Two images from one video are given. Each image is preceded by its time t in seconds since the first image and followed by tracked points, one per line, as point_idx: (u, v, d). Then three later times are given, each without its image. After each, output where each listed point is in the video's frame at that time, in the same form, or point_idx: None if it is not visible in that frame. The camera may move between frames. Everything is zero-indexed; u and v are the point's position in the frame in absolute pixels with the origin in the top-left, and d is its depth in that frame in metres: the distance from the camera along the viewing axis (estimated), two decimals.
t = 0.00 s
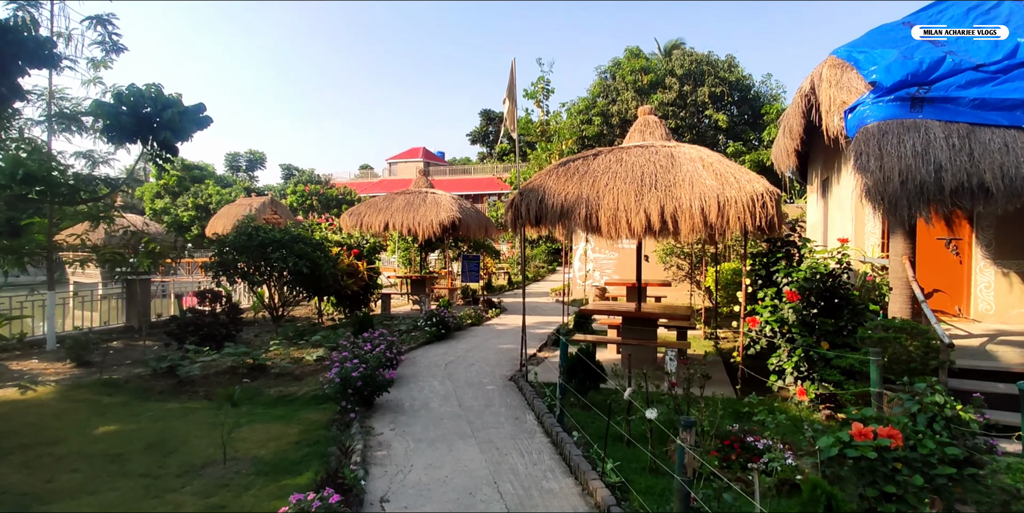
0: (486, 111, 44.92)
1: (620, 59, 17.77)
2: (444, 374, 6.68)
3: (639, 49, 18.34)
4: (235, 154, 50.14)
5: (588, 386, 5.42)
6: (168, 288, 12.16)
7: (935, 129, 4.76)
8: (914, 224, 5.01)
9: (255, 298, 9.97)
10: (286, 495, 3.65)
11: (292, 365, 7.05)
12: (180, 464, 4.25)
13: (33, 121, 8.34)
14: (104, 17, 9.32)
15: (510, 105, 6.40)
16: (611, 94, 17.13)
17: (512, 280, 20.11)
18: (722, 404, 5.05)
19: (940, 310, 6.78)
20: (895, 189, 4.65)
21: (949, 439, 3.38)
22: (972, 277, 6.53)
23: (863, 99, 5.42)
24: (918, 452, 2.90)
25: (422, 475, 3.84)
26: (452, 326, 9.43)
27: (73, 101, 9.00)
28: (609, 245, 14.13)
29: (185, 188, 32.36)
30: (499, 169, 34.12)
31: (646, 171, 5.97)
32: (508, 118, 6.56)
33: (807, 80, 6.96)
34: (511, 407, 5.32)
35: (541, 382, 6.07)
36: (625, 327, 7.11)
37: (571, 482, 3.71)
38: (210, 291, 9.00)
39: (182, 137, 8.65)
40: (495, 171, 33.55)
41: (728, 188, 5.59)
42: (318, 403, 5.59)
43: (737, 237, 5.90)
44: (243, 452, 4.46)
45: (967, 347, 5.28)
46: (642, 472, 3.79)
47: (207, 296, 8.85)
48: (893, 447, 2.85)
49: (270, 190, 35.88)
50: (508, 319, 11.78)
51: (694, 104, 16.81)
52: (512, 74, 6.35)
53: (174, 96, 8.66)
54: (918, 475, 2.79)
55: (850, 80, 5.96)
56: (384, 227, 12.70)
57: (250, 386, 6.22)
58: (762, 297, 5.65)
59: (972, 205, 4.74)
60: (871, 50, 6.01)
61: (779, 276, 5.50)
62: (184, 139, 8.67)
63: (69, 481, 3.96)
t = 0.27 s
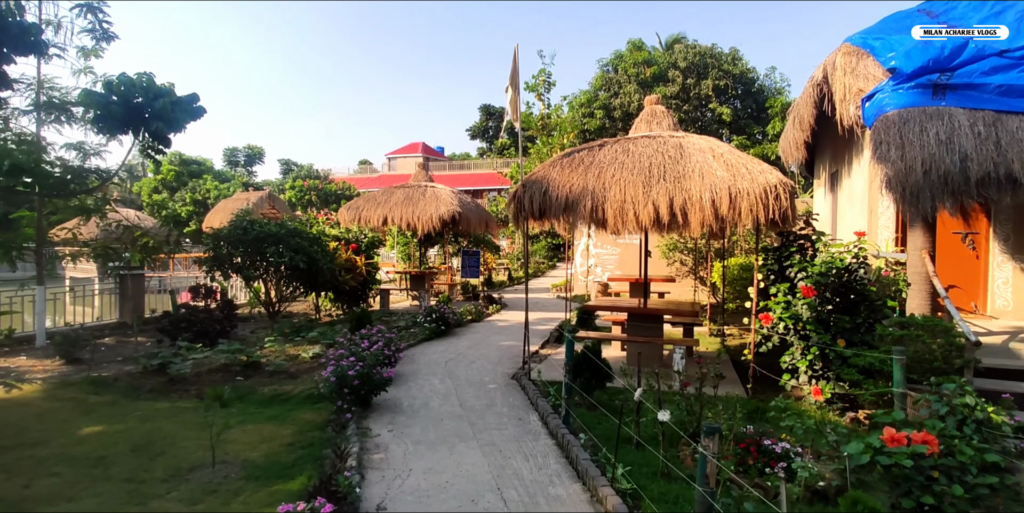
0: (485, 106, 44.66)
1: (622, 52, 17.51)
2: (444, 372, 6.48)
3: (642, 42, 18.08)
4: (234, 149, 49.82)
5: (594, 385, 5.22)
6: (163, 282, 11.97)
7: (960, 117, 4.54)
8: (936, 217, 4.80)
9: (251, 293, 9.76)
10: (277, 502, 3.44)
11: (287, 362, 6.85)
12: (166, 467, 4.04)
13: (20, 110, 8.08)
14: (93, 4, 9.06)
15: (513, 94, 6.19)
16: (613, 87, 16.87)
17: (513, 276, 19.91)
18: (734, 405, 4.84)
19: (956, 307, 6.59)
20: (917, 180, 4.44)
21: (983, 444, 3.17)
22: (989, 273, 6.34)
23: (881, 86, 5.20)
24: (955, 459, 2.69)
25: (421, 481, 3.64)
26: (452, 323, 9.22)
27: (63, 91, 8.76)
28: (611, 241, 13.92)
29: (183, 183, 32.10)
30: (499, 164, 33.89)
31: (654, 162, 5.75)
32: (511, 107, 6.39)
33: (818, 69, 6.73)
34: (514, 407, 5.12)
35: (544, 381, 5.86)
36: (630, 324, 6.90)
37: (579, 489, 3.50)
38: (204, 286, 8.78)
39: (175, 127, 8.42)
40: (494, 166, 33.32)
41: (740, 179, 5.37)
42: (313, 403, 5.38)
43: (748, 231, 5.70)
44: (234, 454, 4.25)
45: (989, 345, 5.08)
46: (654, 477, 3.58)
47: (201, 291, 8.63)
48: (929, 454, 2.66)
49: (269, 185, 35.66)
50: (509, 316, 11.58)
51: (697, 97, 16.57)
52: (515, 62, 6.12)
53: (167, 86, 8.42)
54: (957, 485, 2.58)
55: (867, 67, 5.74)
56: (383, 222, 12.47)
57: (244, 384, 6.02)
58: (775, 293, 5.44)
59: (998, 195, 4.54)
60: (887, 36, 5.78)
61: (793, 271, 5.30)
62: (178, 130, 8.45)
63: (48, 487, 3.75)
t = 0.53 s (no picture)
0: (485, 102, 44.48)
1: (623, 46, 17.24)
2: (441, 375, 6.24)
3: (643, 36, 17.80)
4: (231, 145, 49.50)
5: (597, 390, 4.99)
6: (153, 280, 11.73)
7: (986, 109, 4.30)
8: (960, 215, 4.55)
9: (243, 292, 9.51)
10: None
11: (278, 365, 6.60)
12: (144, 480, 3.79)
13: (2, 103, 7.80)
14: None
15: (513, 86, 5.94)
16: (614, 82, 16.61)
17: (512, 273, 19.68)
18: (746, 411, 4.62)
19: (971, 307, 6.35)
20: (942, 176, 4.19)
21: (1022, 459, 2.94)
22: (1006, 273, 6.07)
23: (899, 77, 4.96)
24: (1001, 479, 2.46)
25: (414, 496, 3.39)
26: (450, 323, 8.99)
27: (48, 83, 8.46)
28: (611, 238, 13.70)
29: (179, 179, 31.85)
30: (498, 160, 33.61)
31: (661, 157, 5.50)
32: (511, 99, 6.15)
33: (830, 60, 6.50)
34: (514, 414, 4.89)
35: (545, 385, 5.63)
36: (635, 324, 6.64)
37: (585, 506, 3.26)
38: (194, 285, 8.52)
39: (165, 121, 8.17)
40: (493, 162, 33.10)
41: (751, 174, 5.12)
42: (303, 409, 5.14)
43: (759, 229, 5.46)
44: (216, 465, 4.00)
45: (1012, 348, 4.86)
46: (665, 493, 3.34)
47: (191, 290, 8.36)
48: (971, 474, 2.43)
49: (266, 182, 35.35)
50: (509, 315, 11.34)
51: (699, 92, 16.31)
52: (515, 52, 5.88)
53: (155, 78, 8.14)
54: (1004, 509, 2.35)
55: (884, 58, 5.50)
56: (379, 219, 12.21)
57: (232, 389, 5.77)
58: (787, 294, 5.21)
59: None
60: (904, 25, 5.53)
61: (808, 271, 5.07)
62: (168, 124, 8.20)
63: (15, 502, 3.50)
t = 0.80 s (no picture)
0: (484, 97, 44.23)
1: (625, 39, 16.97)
2: (439, 376, 6.02)
3: (645, 29, 17.53)
4: (229, 141, 49.21)
5: (603, 393, 4.78)
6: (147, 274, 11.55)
7: (1014, 98, 4.08)
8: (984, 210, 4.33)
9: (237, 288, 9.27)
10: None
11: (271, 365, 6.37)
12: (123, 491, 3.56)
13: None
14: None
15: (514, 75, 5.71)
16: (615, 76, 16.35)
17: (511, 270, 19.48)
18: (758, 416, 4.41)
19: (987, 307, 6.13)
20: (969, 167, 3.96)
21: None
22: None
23: (921, 66, 4.73)
24: None
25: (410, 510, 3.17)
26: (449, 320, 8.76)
27: (32, 73, 8.14)
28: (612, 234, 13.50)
29: (176, 175, 31.60)
30: (498, 156, 33.36)
31: (669, 149, 5.27)
32: (512, 90, 5.91)
33: (845, 49, 6.23)
34: (516, 419, 4.67)
35: (548, 387, 5.42)
36: (640, 323, 6.42)
37: None
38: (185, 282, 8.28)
39: (155, 113, 7.94)
40: (493, 158, 32.86)
41: (763, 167, 4.89)
42: (295, 413, 4.91)
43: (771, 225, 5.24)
44: (201, 475, 3.77)
45: None
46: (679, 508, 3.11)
47: (182, 287, 8.11)
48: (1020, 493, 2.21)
49: (264, 177, 35.06)
50: (509, 312, 11.11)
51: (702, 86, 16.06)
52: (516, 40, 5.64)
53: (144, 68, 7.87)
54: None
55: (903, 45, 5.26)
56: (377, 214, 11.97)
57: (221, 390, 5.53)
58: (800, 293, 4.99)
59: None
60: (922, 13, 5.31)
61: (823, 269, 4.85)
62: (159, 116, 7.97)
63: None
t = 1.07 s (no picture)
0: (483, 95, 43.99)
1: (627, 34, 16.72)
2: (439, 379, 5.79)
3: (647, 24, 17.28)
4: (226, 139, 48.89)
5: (613, 397, 4.57)
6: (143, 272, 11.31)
7: None
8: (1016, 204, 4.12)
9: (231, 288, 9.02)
10: None
11: (264, 368, 6.12)
12: (102, 506, 3.32)
13: None
14: None
15: (518, 65, 5.47)
16: (617, 71, 16.11)
17: (512, 269, 19.25)
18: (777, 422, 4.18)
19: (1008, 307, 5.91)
20: (1005, 158, 3.74)
21: None
22: None
23: (947, 54, 4.49)
24: None
25: None
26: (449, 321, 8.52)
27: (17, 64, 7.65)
28: (615, 233, 13.28)
29: (173, 173, 31.33)
30: (497, 154, 33.08)
31: (680, 142, 5.03)
32: (516, 83, 5.67)
33: (860, 40, 6.02)
34: (521, 425, 4.44)
35: (554, 392, 5.19)
36: (648, 324, 6.20)
37: None
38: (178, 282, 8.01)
39: (146, 107, 7.68)
40: (492, 156, 32.63)
41: (781, 161, 4.66)
42: (288, 420, 4.67)
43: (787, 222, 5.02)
44: (187, 487, 3.53)
45: None
46: None
47: (174, 287, 7.84)
48: None
49: (261, 175, 34.77)
50: (510, 312, 10.88)
51: (706, 81, 15.83)
52: (520, 29, 5.40)
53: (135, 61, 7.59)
54: None
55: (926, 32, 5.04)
56: (375, 212, 11.72)
57: (212, 396, 5.29)
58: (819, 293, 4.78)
59: None
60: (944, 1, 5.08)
61: (843, 267, 4.62)
62: (151, 111, 7.70)
63: None
